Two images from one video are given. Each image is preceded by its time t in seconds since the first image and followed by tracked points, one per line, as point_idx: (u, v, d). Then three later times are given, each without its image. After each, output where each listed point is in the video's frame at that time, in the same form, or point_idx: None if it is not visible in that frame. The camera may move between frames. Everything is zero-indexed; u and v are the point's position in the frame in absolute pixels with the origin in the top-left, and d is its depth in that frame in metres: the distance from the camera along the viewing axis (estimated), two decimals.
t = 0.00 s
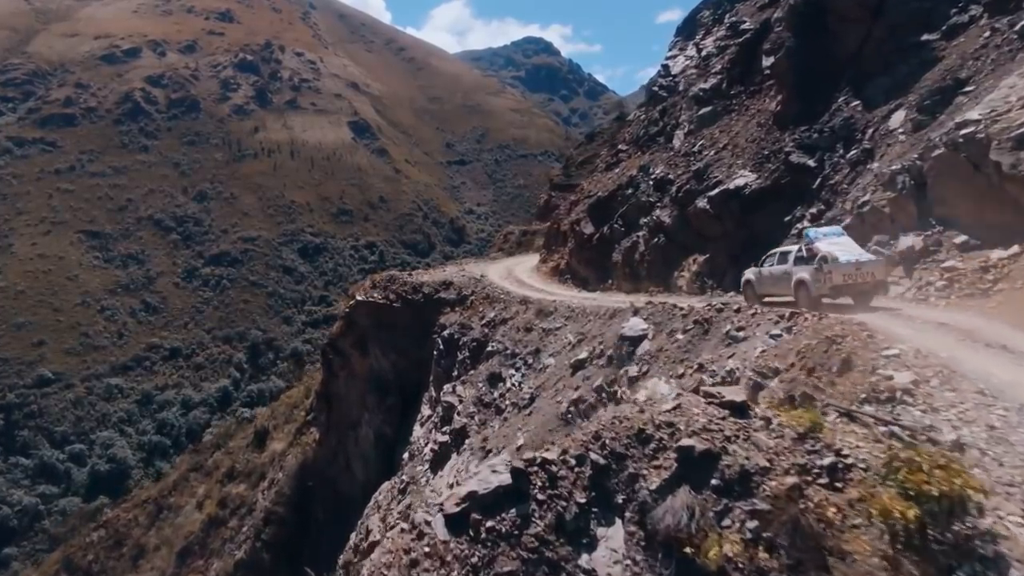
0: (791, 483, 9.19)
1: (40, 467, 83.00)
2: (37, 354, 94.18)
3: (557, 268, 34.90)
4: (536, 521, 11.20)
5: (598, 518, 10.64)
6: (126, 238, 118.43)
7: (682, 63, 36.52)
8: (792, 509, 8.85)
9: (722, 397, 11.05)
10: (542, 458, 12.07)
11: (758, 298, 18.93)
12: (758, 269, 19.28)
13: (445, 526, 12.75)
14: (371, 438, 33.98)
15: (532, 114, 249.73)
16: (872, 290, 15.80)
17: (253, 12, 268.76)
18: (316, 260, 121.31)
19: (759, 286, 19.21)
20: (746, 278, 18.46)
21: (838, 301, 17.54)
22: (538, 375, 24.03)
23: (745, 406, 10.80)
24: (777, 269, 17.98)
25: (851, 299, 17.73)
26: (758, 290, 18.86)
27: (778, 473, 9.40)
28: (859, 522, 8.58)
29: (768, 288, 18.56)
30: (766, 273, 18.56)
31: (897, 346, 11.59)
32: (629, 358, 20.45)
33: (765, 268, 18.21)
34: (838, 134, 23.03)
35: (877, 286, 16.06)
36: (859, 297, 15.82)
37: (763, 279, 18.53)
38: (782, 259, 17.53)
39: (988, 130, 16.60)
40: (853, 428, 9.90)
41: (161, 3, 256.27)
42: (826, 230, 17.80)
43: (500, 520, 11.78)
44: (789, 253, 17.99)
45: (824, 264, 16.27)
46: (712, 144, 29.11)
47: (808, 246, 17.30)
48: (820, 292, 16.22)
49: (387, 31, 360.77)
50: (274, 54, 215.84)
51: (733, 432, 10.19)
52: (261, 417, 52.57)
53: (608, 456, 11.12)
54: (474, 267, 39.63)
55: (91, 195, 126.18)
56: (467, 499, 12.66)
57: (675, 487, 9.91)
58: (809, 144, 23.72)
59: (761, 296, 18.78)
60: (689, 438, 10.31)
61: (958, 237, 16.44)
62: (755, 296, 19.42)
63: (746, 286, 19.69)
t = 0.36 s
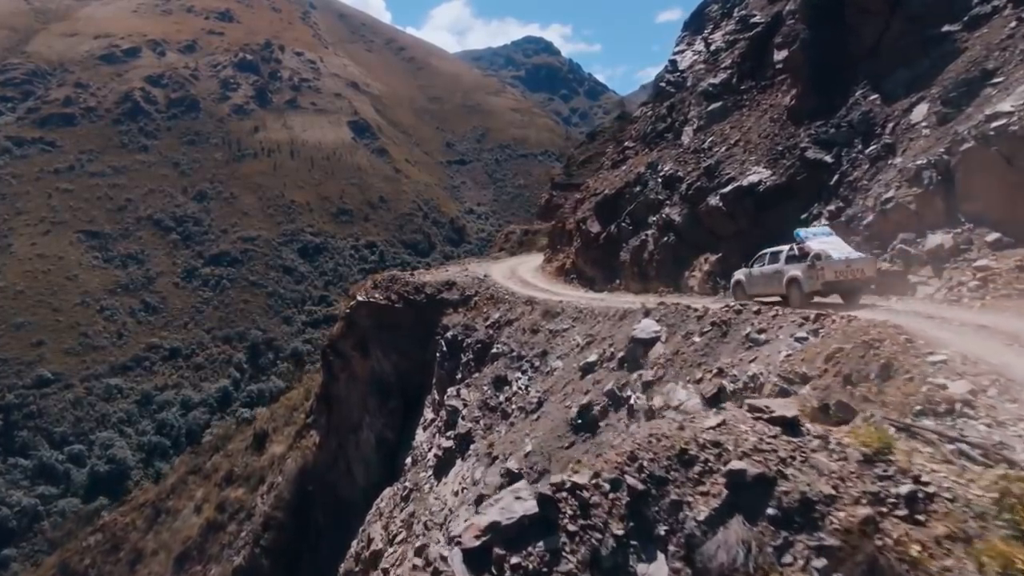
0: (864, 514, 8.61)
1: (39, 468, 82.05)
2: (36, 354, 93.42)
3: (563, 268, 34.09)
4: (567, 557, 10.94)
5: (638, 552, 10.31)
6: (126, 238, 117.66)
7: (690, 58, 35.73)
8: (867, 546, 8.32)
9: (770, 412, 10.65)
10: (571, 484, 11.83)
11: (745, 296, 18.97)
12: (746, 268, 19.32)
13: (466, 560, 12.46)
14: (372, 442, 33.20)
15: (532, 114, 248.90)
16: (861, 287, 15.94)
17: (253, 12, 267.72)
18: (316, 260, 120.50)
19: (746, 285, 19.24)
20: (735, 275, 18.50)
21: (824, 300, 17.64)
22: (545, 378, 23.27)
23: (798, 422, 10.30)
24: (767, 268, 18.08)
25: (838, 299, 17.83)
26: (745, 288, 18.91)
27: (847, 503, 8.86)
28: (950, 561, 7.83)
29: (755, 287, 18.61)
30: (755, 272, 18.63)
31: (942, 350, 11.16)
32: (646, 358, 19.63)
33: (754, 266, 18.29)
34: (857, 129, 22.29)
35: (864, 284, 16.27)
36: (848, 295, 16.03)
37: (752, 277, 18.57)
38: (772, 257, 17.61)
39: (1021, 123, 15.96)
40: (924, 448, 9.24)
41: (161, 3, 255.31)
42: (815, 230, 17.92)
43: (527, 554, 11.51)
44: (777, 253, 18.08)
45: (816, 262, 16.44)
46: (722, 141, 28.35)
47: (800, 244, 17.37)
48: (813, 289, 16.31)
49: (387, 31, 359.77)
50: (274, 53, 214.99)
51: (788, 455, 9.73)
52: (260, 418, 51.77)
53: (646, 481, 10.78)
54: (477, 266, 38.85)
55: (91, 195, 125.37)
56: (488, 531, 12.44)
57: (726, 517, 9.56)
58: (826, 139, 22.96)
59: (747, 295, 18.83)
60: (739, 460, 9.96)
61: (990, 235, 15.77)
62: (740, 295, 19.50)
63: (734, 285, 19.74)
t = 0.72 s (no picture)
0: (971, 558, 7.87)
1: (39, 469, 81.24)
2: (36, 354, 92.66)
3: (569, 267, 33.22)
4: None
5: None
6: (126, 238, 116.88)
7: (699, 53, 34.96)
8: None
9: (836, 433, 10.04)
10: (613, 515, 10.81)
11: (731, 299, 19.53)
12: (733, 270, 19.93)
13: None
14: (374, 446, 32.37)
15: (532, 114, 248.00)
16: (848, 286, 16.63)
17: (253, 12, 266.58)
18: (316, 260, 119.73)
19: (733, 286, 19.87)
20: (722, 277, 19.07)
21: (811, 299, 18.29)
22: (553, 382, 22.46)
23: (869, 443, 9.72)
24: (753, 269, 18.72)
25: (824, 298, 18.55)
26: (730, 290, 19.47)
27: (943, 542, 8.12)
28: None
29: (742, 288, 19.21)
30: (743, 273, 19.24)
31: (994, 356, 10.71)
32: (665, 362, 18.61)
33: (742, 268, 18.91)
34: (877, 123, 21.49)
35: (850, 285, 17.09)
36: (835, 294, 16.74)
37: (739, 279, 19.16)
38: (760, 258, 18.24)
39: None
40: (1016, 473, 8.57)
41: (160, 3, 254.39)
42: (801, 232, 18.62)
43: None
44: (763, 255, 18.74)
45: (805, 262, 17.12)
46: (734, 137, 27.54)
47: (786, 246, 18.00)
48: (802, 287, 17.00)
49: (387, 31, 358.87)
50: (273, 53, 214.19)
51: (868, 484, 9.04)
52: (260, 420, 50.96)
53: (702, 513, 9.96)
54: (481, 266, 38.03)
55: (90, 195, 124.55)
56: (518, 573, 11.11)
57: (802, 557, 8.85)
58: (845, 134, 22.16)
59: (733, 297, 19.43)
60: (810, 491, 9.29)
61: None
62: (727, 297, 20.08)
63: (721, 286, 20.32)
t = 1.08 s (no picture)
0: None
1: (38, 470, 80.45)
2: (35, 355, 91.82)
3: (575, 267, 32.23)
4: None
5: None
6: (125, 238, 115.97)
7: (708, 48, 34.18)
8: None
9: (928, 465, 9.43)
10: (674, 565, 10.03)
11: (715, 300, 20.11)
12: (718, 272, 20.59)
13: None
14: (376, 452, 31.49)
15: (532, 113, 246.81)
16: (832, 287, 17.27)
17: (253, 12, 265.73)
18: (316, 260, 118.92)
19: (717, 288, 20.52)
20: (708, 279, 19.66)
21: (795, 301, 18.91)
22: (561, 388, 21.59)
23: (967, 475, 9.11)
24: (738, 270, 19.35)
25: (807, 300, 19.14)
26: (715, 291, 20.05)
27: None
28: None
29: (726, 290, 19.87)
30: (727, 276, 19.89)
31: None
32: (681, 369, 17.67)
33: (728, 270, 19.57)
34: (900, 117, 20.60)
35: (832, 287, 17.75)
36: (819, 295, 17.45)
37: (724, 281, 19.82)
38: (746, 261, 18.86)
39: None
40: None
41: (160, 2, 253.54)
42: (784, 235, 19.31)
43: None
44: (747, 258, 19.39)
45: (790, 265, 17.76)
46: (747, 133, 26.69)
47: (772, 250, 18.66)
48: (789, 289, 17.62)
49: (387, 31, 357.77)
50: (273, 53, 213.28)
51: (983, 527, 8.40)
52: (259, 423, 50.11)
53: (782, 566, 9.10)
54: (484, 266, 37.22)
55: (90, 195, 123.70)
56: None
57: None
58: (866, 128, 21.28)
59: (718, 297, 20.06)
60: (914, 537, 8.56)
61: None
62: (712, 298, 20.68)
63: (705, 287, 20.96)
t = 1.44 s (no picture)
0: None
1: (36, 471, 78.89)
2: (34, 356, 90.73)
3: (582, 268, 31.28)
4: None
5: None
6: (124, 239, 114.97)
7: (718, 42, 33.29)
8: None
9: None
10: None
11: (701, 302, 20.68)
12: (702, 276, 21.16)
13: None
14: (377, 458, 30.53)
15: (532, 113, 245.66)
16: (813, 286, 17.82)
17: (253, 12, 264.57)
18: (316, 260, 117.95)
19: (703, 291, 21.11)
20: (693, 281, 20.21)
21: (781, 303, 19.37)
22: (571, 394, 20.62)
23: None
24: (723, 273, 19.91)
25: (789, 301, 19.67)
26: (700, 294, 20.60)
27: None
28: None
29: (711, 292, 20.45)
30: (712, 279, 20.41)
31: None
32: (696, 380, 16.78)
33: (714, 273, 20.14)
34: (926, 110, 19.63)
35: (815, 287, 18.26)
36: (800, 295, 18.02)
37: (709, 283, 20.39)
38: (731, 263, 19.40)
39: None
40: None
41: (159, 3, 252.00)
42: (767, 238, 19.79)
43: None
44: (731, 262, 19.96)
45: (774, 267, 18.25)
46: (761, 128, 25.73)
47: (755, 252, 19.20)
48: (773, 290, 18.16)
49: (387, 31, 356.41)
50: (272, 53, 212.14)
51: None
52: (257, 427, 49.13)
53: None
54: (487, 265, 36.33)
55: (89, 195, 122.65)
56: None
57: None
58: (890, 123, 20.33)
59: (704, 299, 20.63)
60: None
61: None
62: (698, 301, 21.24)
63: (690, 290, 21.54)
